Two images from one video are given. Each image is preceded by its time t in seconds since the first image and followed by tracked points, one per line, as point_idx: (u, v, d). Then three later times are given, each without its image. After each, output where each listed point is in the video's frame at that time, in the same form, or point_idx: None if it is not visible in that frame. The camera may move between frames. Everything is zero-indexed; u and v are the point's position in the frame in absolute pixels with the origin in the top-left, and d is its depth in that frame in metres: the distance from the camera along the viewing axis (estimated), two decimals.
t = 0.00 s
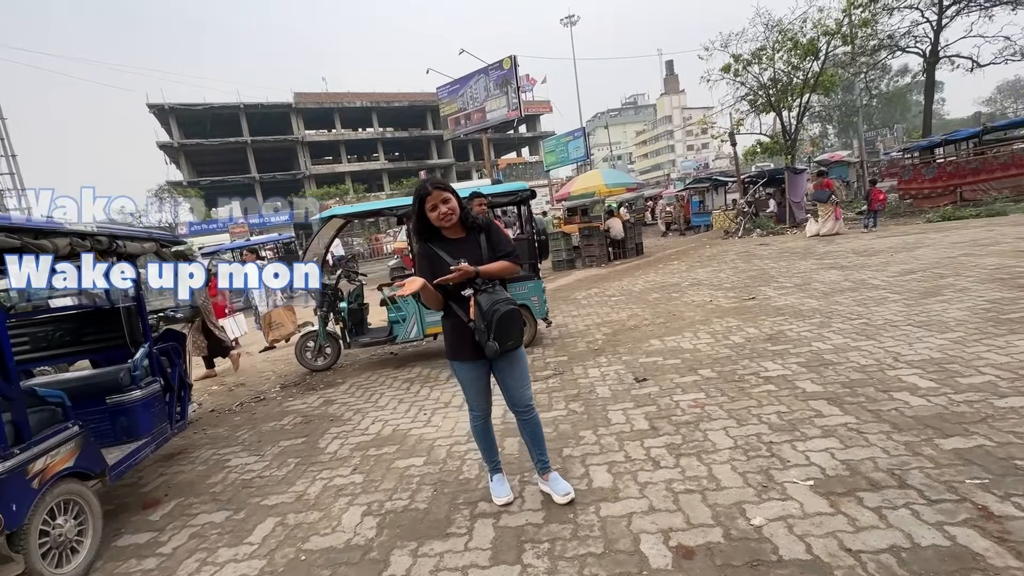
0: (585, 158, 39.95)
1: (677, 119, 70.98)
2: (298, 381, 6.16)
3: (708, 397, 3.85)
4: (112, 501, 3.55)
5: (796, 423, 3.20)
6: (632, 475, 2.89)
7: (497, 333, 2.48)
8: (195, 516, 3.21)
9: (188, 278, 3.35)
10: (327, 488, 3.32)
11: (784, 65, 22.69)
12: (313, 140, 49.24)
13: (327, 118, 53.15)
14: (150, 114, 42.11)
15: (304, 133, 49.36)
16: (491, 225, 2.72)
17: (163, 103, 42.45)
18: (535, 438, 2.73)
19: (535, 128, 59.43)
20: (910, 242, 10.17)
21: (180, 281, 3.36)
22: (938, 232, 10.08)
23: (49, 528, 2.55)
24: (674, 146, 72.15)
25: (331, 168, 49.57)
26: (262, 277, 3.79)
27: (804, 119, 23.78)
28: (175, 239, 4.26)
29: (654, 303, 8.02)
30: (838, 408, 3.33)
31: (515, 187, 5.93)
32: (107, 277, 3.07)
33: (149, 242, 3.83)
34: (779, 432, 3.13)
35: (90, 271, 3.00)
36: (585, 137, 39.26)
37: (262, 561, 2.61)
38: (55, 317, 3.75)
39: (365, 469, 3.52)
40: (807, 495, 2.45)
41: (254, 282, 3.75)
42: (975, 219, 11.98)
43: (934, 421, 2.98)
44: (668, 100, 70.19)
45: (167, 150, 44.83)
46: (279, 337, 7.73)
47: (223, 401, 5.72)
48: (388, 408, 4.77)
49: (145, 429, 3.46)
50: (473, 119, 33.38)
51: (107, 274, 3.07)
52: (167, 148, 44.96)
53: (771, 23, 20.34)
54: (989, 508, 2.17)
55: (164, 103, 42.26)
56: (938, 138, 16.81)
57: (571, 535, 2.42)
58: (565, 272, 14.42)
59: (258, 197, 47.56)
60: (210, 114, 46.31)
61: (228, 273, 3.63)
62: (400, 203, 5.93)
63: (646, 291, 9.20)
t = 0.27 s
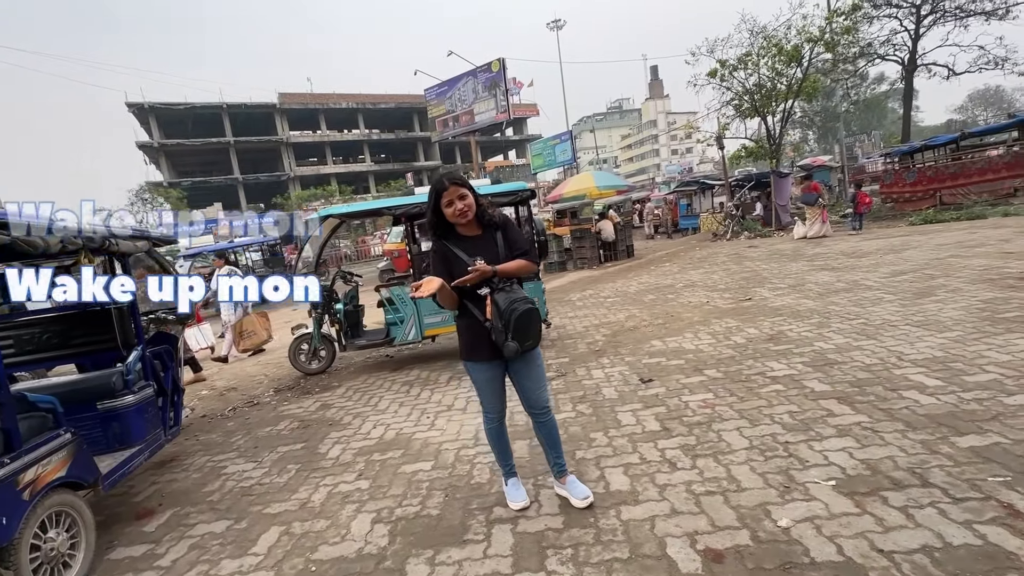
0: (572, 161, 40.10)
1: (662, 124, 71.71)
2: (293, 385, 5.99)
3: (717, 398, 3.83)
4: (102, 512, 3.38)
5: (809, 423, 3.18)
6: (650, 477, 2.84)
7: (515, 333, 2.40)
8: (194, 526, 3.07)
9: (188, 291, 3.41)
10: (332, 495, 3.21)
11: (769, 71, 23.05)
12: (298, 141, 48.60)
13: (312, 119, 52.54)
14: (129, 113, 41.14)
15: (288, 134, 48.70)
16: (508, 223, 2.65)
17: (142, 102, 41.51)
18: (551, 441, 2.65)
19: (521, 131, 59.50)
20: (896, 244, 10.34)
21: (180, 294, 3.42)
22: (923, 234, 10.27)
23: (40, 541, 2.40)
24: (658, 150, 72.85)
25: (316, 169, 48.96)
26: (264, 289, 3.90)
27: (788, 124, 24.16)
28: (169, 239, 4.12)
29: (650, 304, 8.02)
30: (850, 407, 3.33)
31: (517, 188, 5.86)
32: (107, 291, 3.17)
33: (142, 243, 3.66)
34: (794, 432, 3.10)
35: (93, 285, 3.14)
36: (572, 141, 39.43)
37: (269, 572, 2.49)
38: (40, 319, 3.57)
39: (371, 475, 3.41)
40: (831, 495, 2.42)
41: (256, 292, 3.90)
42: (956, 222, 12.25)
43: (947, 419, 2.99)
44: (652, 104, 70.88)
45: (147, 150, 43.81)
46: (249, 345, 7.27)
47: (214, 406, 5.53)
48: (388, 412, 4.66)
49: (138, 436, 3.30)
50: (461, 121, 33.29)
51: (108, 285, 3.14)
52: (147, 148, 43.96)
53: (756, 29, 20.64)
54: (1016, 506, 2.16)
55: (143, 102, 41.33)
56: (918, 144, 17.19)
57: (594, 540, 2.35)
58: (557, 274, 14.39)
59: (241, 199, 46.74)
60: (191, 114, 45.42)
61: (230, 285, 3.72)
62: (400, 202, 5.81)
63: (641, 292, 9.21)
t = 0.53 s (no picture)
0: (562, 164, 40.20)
1: (650, 127, 72.23)
2: (290, 388, 5.87)
3: (726, 397, 3.81)
4: (98, 520, 3.26)
5: (822, 421, 3.18)
6: (667, 477, 2.80)
7: (533, 331, 2.35)
8: (196, 534, 2.96)
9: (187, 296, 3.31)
10: (340, 500, 3.12)
11: (757, 75, 23.32)
12: (286, 143, 48.09)
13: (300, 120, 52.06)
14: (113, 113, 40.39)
15: (276, 136, 48.17)
16: (525, 219, 2.60)
17: (125, 102, 40.76)
18: (569, 442, 2.59)
19: (511, 134, 59.52)
20: (886, 245, 10.47)
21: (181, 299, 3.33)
22: (911, 236, 10.42)
23: (38, 552, 2.29)
24: (646, 153, 73.36)
25: (305, 171, 48.50)
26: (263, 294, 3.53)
27: (776, 128, 24.49)
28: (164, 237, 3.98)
29: (649, 305, 8.02)
30: (862, 405, 3.33)
31: (518, 187, 5.84)
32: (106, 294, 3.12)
33: (140, 241, 3.53)
34: (808, 430, 3.09)
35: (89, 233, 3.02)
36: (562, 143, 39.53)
37: None
38: (32, 321, 3.44)
39: (379, 479, 3.33)
40: (853, 492, 2.40)
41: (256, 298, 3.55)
42: (943, 224, 12.47)
43: (960, 416, 3.00)
44: (640, 108, 71.42)
45: (131, 151, 43.03)
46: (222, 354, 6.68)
47: (210, 410, 5.39)
48: (392, 414, 4.57)
49: (136, 441, 3.19)
50: (452, 123, 33.21)
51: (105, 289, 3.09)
52: (131, 149, 43.18)
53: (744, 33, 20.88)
54: None
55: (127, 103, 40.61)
56: (904, 147, 17.47)
57: (617, 542, 2.30)
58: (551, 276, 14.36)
59: (227, 201, 46.10)
60: (176, 114, 44.73)
61: (229, 289, 3.42)
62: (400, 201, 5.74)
63: (638, 293, 9.21)
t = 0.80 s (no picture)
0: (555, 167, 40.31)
1: (641, 131, 72.60)
2: (292, 391, 5.79)
3: (739, 396, 3.82)
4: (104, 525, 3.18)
5: (837, 419, 3.19)
6: (688, 476, 2.79)
7: (559, 328, 2.33)
8: (209, 538, 2.90)
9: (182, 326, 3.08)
10: (354, 502, 3.07)
11: (749, 79, 23.54)
12: (277, 145, 47.71)
13: (291, 122, 51.70)
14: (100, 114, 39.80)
15: (267, 138, 47.77)
16: (549, 216, 2.59)
17: (113, 103, 40.20)
18: (596, 441, 2.56)
19: (503, 136, 59.54)
20: (881, 247, 10.59)
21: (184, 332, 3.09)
22: (905, 237, 10.55)
23: (51, 557, 2.22)
24: (638, 157, 73.75)
25: (296, 173, 48.12)
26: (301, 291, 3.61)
27: (767, 132, 24.73)
28: (169, 235, 3.92)
29: (650, 305, 8.02)
30: (875, 403, 3.33)
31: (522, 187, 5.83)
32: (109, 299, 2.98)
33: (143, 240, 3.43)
34: (825, 427, 3.10)
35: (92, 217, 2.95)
36: (555, 146, 39.62)
37: None
38: (38, 321, 3.39)
39: (392, 480, 3.28)
40: (877, 489, 2.41)
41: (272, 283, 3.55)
42: (934, 226, 12.65)
43: (975, 413, 3.01)
44: (632, 112, 71.85)
45: (118, 152, 42.40)
46: (192, 367, 5.69)
47: (210, 414, 5.30)
48: (399, 416, 4.52)
49: (144, 444, 3.13)
50: (446, 125, 33.16)
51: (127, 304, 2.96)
52: (119, 150, 42.56)
53: (736, 38, 21.08)
54: None
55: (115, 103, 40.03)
56: (893, 150, 17.68)
57: (643, 541, 2.29)
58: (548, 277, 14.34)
59: (217, 203, 45.61)
60: (165, 116, 44.21)
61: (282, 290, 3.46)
62: (405, 201, 5.70)
63: (638, 294, 9.22)
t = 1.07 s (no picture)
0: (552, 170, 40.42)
1: (637, 135, 72.95)
2: (299, 392, 5.74)
3: (754, 397, 3.82)
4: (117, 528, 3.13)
5: (856, 420, 3.19)
6: (712, 477, 2.79)
7: (594, 334, 2.28)
8: (228, 541, 2.86)
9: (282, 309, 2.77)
10: (373, 504, 3.04)
11: (746, 85, 23.73)
12: (273, 146, 47.53)
13: (287, 124, 51.54)
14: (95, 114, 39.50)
15: (263, 139, 47.59)
16: (594, 215, 2.55)
17: (108, 103, 39.93)
18: (634, 446, 2.47)
19: (500, 140, 59.63)
20: (880, 251, 10.67)
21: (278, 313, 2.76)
22: (903, 241, 10.65)
23: (73, 559, 2.19)
24: (633, 161, 74.06)
25: (292, 174, 47.93)
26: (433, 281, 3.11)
27: (764, 136, 24.92)
28: (180, 234, 3.89)
29: (654, 308, 8.04)
30: (892, 404, 3.35)
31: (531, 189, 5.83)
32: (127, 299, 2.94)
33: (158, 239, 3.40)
34: (844, 429, 3.11)
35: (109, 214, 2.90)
36: (552, 149, 39.72)
37: None
38: (51, 320, 3.36)
39: (410, 482, 3.26)
40: (904, 490, 2.41)
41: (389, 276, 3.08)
42: (931, 230, 12.77)
43: (993, 414, 3.03)
44: (627, 116, 72.20)
45: (112, 153, 42.07)
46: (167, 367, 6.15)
47: (217, 416, 5.25)
48: (410, 418, 4.50)
49: (159, 445, 3.09)
50: (444, 128, 33.18)
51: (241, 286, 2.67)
52: (113, 151, 42.23)
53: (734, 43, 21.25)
54: None
55: (110, 103, 39.75)
56: (889, 156, 17.87)
57: (674, 543, 2.28)
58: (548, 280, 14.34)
59: (212, 204, 45.34)
60: (160, 116, 43.94)
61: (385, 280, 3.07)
62: (414, 202, 5.69)
63: (641, 297, 9.24)
